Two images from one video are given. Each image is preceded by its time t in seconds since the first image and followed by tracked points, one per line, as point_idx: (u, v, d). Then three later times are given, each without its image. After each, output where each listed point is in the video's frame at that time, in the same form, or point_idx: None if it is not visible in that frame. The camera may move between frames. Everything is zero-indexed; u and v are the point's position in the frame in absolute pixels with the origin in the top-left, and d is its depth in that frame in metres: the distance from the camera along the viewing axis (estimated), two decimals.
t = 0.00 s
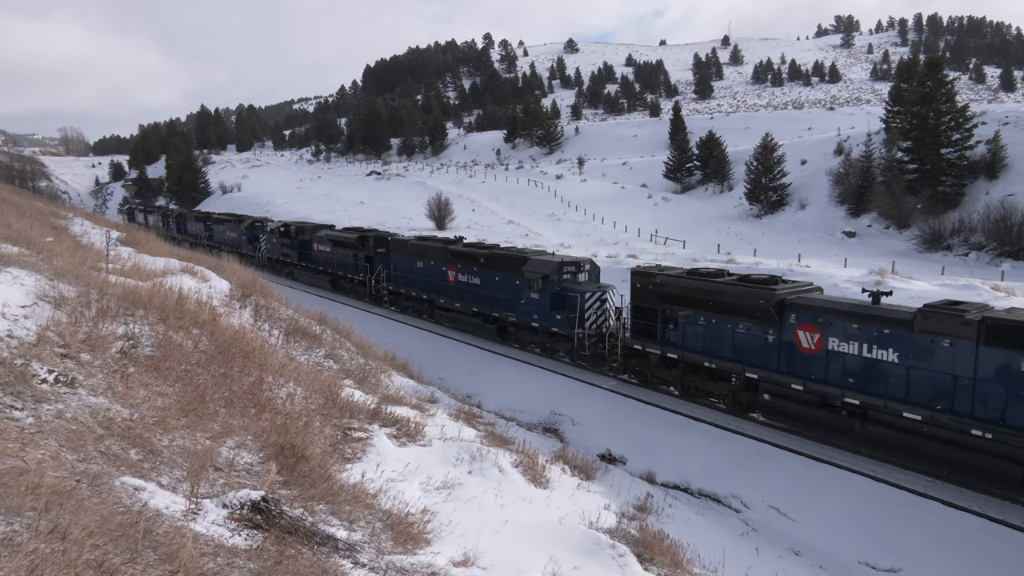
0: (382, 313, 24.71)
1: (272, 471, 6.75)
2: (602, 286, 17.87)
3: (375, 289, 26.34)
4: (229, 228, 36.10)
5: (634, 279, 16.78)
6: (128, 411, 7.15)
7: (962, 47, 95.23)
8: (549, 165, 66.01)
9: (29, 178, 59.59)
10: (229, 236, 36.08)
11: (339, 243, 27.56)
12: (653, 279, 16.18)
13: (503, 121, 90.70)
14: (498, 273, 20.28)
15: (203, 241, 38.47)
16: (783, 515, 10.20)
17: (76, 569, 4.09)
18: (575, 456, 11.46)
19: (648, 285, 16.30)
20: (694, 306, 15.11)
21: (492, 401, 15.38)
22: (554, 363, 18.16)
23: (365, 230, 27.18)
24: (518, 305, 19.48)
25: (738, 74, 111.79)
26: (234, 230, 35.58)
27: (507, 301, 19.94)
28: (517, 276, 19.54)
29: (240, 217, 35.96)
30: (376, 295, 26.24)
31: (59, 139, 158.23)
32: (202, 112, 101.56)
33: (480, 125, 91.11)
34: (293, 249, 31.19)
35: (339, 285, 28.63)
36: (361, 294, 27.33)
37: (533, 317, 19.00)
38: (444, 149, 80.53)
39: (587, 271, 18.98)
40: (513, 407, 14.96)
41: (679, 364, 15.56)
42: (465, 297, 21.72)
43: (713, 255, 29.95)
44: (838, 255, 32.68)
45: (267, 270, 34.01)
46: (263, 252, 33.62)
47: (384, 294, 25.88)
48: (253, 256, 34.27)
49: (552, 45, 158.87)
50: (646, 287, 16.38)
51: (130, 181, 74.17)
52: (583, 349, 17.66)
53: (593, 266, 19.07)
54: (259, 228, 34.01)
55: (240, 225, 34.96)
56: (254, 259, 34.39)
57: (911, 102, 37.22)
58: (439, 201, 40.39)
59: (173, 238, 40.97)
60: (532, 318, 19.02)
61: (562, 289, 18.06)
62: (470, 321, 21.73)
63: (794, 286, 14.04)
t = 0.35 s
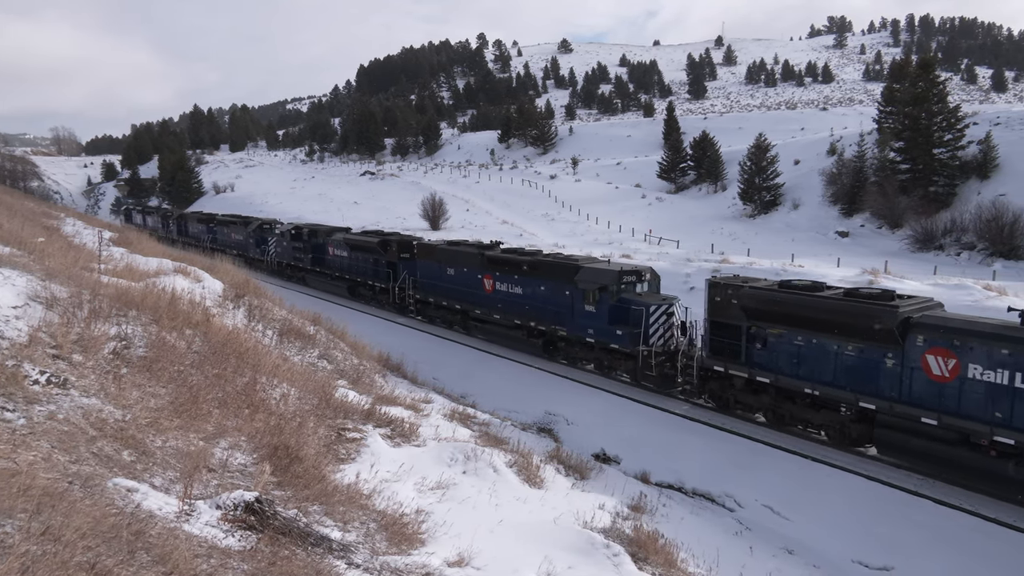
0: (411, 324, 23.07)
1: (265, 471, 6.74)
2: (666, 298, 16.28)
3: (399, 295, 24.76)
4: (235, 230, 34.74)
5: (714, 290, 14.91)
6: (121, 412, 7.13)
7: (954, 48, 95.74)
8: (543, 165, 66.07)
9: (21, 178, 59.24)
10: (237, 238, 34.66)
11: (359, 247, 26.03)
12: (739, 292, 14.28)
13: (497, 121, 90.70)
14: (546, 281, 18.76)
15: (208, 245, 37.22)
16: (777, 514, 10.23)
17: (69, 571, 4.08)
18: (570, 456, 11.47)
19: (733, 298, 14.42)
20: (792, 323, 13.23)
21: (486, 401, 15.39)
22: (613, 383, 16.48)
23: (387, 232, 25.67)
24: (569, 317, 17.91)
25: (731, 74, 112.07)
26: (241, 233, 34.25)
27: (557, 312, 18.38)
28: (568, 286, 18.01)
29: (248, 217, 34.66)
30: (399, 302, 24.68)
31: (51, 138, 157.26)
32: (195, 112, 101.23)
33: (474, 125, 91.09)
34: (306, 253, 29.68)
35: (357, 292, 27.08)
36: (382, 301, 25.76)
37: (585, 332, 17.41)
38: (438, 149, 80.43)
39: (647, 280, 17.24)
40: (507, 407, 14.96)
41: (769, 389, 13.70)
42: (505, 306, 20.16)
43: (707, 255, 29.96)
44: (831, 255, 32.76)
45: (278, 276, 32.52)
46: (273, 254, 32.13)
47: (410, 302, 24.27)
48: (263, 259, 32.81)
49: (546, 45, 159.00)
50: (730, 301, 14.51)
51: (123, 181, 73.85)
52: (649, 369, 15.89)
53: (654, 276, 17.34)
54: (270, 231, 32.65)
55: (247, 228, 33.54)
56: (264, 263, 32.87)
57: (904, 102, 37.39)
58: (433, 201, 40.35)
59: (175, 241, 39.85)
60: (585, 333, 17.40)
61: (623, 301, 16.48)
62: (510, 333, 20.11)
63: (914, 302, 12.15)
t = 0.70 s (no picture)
0: (445, 337, 21.39)
1: (257, 472, 6.72)
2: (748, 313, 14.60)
3: (427, 304, 23.22)
4: (243, 232, 33.59)
5: (815, 306, 13.13)
6: (112, 413, 7.08)
7: (944, 49, 96.36)
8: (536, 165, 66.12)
9: (10, 178, 58.80)
10: (246, 241, 33.51)
11: (382, 252, 24.52)
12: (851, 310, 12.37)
13: (489, 121, 90.73)
14: (602, 293, 17.08)
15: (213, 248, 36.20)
16: (768, 513, 10.26)
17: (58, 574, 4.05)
18: (562, 456, 11.48)
19: (840, 315, 12.61)
20: (917, 345, 11.34)
21: (479, 401, 15.39)
22: (687, 408, 14.73)
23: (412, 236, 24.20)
24: (631, 333, 16.21)
25: (723, 75, 112.47)
26: (248, 235, 33.11)
27: (615, 327, 16.69)
28: (629, 298, 16.34)
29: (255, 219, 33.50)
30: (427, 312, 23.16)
31: (41, 138, 155.94)
32: (186, 112, 100.78)
33: (467, 125, 91.07)
34: (321, 258, 28.35)
35: (378, 300, 25.60)
36: (406, 310, 24.28)
37: (651, 351, 15.69)
38: (430, 148, 80.35)
39: (724, 294, 15.45)
40: (500, 407, 14.97)
41: (888, 421, 11.80)
42: (554, 319, 18.50)
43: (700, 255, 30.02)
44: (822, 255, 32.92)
45: (289, 281, 31.29)
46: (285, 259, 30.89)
47: (439, 312, 22.68)
48: (274, 263, 31.58)
49: (539, 45, 159.13)
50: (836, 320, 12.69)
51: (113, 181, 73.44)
52: (732, 395, 14.07)
53: (730, 288, 15.62)
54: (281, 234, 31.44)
55: (256, 231, 32.32)
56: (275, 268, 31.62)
57: (894, 103, 37.61)
58: (425, 201, 40.30)
59: (176, 244, 38.91)
60: (653, 352, 15.65)
61: (698, 316, 14.81)
62: (557, 349, 18.42)
63: None
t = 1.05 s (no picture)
0: (482, 353, 19.67)
1: (245, 474, 6.68)
2: (849, 332, 12.82)
3: (457, 314, 21.62)
4: (245, 233, 32.25)
5: (943, 325, 10.90)
6: (96, 416, 7.01)
7: (928, 51, 97.26)
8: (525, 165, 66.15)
9: None
10: (249, 243, 32.08)
11: (408, 259, 23.06)
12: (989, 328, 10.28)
13: (478, 121, 90.69)
14: (670, 306, 15.38)
15: (213, 252, 34.99)
16: (757, 511, 10.30)
17: None
18: (551, 456, 11.49)
19: (976, 336, 10.43)
20: None
21: (467, 401, 15.38)
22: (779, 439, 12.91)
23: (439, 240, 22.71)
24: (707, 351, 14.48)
25: (711, 75, 113.00)
26: (251, 237, 31.73)
27: (686, 343, 14.99)
28: (703, 312, 14.67)
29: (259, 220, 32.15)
30: (458, 323, 21.59)
31: (24, 137, 154.11)
32: (172, 112, 100.04)
33: (455, 125, 90.96)
34: (334, 264, 26.90)
35: (402, 309, 24.07)
36: (433, 321, 22.73)
37: (731, 373, 13.94)
38: (418, 148, 80.17)
39: (814, 309, 13.84)
40: (489, 407, 14.95)
41: None
42: (610, 334, 16.83)
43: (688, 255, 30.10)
44: (809, 255, 33.14)
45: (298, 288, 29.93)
46: (294, 264, 29.53)
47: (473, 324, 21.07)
48: (282, 268, 30.20)
49: (527, 45, 159.22)
50: (971, 340, 10.52)
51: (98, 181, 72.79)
52: (837, 426, 12.24)
53: (821, 303, 14.04)
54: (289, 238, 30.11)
55: (260, 234, 30.92)
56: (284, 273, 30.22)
57: (880, 104, 37.91)
58: (414, 202, 40.23)
59: (172, 247, 37.80)
60: (735, 374, 13.88)
61: (794, 335, 13.10)
62: (615, 367, 16.67)
63: None
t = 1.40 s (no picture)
0: (521, 371, 17.65)
1: (223, 478, 6.60)
2: (976, 355, 10.83)
3: (487, 327, 19.66)
4: (238, 237, 30.44)
5: None
6: (70, 420, 6.89)
7: (902, 53, 98.76)
8: (506, 165, 66.16)
9: None
10: (243, 246, 30.19)
11: (431, 266, 21.27)
12: None
13: (458, 121, 90.56)
14: (747, 323, 13.42)
15: (204, 256, 33.44)
16: (736, 509, 10.38)
17: None
18: (533, 456, 11.49)
19: None
20: None
21: (448, 402, 15.35)
22: (899, 481, 10.96)
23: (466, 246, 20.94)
24: (795, 374, 12.55)
25: (690, 76, 113.87)
26: (246, 241, 29.93)
27: (770, 365, 13.02)
28: (788, 330, 12.72)
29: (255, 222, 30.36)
30: (489, 337, 19.64)
31: None
32: (148, 111, 98.72)
33: (436, 125, 90.76)
34: (345, 271, 25.04)
35: (421, 320, 22.14)
36: (457, 334, 20.74)
37: (829, 401, 11.95)
38: (399, 148, 79.84)
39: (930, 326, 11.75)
40: (470, 408, 14.93)
41: None
42: (674, 352, 14.91)
43: (668, 255, 30.31)
44: (787, 254, 33.52)
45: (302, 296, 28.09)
46: (297, 270, 27.71)
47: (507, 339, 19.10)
48: (282, 274, 28.39)
49: (507, 45, 159.31)
50: None
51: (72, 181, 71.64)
52: (968, 465, 10.29)
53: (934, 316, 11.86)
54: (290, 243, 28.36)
55: (257, 237, 29.10)
56: (285, 279, 28.37)
57: (856, 105, 38.40)
58: (394, 202, 40.07)
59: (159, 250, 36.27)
60: (836, 403, 11.89)
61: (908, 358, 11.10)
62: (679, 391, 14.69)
63: None
